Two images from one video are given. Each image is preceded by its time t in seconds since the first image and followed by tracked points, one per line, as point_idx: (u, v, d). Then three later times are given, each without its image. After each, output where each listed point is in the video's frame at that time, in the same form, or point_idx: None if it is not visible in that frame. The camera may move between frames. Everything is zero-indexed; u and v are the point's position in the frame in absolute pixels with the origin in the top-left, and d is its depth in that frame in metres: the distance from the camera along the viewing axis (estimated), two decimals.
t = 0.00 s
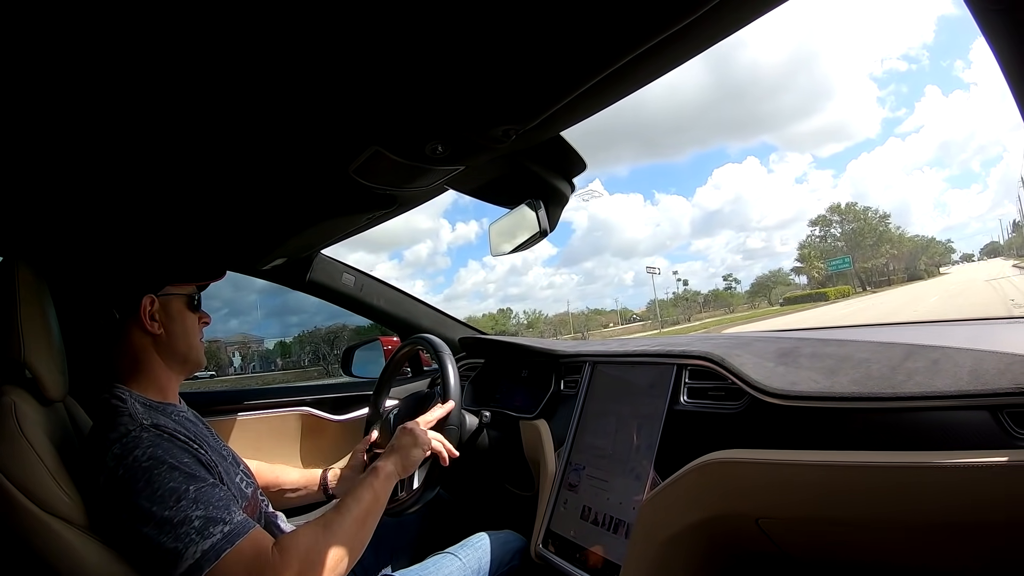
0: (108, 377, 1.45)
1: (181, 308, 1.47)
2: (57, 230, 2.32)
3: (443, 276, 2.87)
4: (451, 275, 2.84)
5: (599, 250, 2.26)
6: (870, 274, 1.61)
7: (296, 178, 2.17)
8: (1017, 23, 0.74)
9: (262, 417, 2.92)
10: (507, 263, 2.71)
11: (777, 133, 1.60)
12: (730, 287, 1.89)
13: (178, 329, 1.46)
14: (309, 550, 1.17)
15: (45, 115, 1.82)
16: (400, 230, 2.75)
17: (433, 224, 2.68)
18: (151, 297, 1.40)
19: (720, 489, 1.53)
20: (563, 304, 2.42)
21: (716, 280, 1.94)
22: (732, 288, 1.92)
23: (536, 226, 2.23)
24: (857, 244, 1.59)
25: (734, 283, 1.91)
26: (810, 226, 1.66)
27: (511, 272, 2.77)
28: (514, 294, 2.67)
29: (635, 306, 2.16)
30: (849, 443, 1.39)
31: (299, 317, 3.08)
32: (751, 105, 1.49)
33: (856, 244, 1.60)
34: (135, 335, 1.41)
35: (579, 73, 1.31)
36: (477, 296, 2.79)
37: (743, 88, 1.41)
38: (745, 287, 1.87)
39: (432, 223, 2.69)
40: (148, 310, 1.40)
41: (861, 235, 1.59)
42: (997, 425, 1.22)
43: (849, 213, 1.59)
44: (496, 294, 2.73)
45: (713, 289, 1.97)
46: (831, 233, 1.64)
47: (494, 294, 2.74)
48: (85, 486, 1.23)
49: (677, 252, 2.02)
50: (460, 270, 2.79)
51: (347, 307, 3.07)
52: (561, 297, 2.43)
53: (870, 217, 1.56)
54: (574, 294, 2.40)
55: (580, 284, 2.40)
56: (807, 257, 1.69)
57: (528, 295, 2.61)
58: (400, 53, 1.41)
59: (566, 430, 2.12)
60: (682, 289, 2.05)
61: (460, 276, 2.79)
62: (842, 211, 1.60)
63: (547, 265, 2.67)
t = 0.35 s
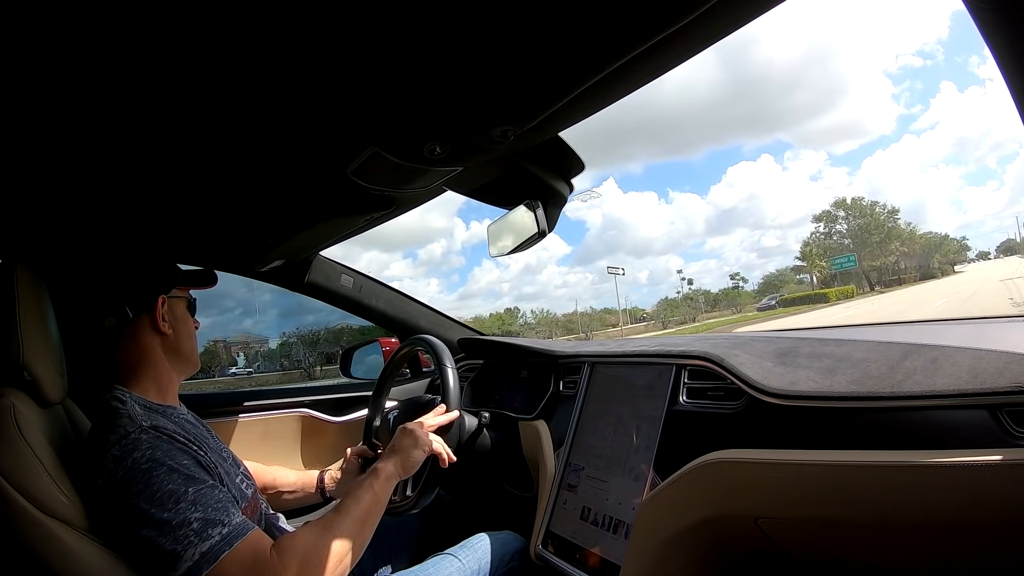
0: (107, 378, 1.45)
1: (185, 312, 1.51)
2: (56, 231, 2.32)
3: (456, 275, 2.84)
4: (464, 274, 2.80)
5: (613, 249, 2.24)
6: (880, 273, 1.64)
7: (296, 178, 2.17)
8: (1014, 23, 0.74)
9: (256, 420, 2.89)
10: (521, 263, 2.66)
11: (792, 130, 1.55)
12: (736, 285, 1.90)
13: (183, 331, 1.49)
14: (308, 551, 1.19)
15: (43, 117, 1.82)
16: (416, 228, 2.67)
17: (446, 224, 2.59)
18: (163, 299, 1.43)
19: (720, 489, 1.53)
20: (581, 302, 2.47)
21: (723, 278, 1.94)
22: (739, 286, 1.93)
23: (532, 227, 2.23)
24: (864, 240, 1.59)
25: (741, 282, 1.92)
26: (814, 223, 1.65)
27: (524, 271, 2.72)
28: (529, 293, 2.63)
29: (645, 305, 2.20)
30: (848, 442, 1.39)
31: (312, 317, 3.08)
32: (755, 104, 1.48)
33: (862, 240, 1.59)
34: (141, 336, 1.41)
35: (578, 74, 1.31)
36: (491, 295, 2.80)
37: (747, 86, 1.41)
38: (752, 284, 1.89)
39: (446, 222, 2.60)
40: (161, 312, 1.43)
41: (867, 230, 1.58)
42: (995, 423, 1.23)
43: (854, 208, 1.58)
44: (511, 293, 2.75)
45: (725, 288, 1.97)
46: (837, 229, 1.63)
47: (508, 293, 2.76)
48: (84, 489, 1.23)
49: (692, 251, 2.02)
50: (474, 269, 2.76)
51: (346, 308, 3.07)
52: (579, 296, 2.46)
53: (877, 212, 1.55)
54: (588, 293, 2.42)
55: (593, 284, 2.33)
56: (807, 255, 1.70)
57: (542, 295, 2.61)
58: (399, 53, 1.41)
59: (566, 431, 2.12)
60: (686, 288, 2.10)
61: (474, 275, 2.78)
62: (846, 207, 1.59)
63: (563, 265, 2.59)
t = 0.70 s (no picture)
0: (113, 379, 1.45)
1: (189, 311, 1.52)
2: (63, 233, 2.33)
3: (467, 273, 2.84)
4: (475, 273, 2.81)
5: (624, 247, 2.26)
6: (886, 273, 1.65)
7: (301, 178, 2.17)
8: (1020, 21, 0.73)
9: (261, 420, 2.92)
10: (532, 260, 2.58)
11: (803, 127, 1.56)
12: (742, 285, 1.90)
13: (190, 331, 1.50)
14: (314, 553, 1.19)
15: (50, 119, 1.83)
16: (425, 226, 2.63)
17: (455, 223, 2.58)
18: (168, 300, 1.45)
19: (724, 490, 1.53)
20: (594, 301, 2.42)
21: (728, 277, 1.93)
22: (744, 285, 1.94)
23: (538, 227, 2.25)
24: (868, 238, 1.58)
25: (745, 279, 1.91)
26: (816, 220, 1.64)
27: (535, 269, 2.63)
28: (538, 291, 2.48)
29: (652, 302, 2.18)
30: (853, 443, 1.38)
31: (323, 315, 3.08)
32: (765, 102, 1.48)
33: (866, 237, 1.58)
34: (148, 337, 1.42)
35: (582, 75, 1.31)
36: (501, 293, 2.79)
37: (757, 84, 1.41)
38: (759, 283, 1.91)
39: (456, 221, 2.59)
40: (166, 312, 1.44)
41: (871, 227, 1.57)
42: (1001, 425, 1.22)
43: (859, 204, 1.56)
44: (521, 292, 2.68)
45: (733, 288, 1.98)
46: (839, 226, 1.62)
47: (518, 292, 2.70)
48: (90, 488, 1.23)
49: (703, 250, 2.00)
50: (484, 268, 2.76)
51: (350, 308, 3.07)
52: (589, 296, 2.42)
53: (882, 210, 1.52)
54: (601, 291, 2.39)
55: (604, 282, 2.37)
56: (806, 255, 1.73)
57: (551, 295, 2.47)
58: (403, 54, 1.41)
59: (570, 432, 2.12)
60: (690, 287, 2.09)
61: (485, 274, 2.78)
62: (848, 202, 1.59)
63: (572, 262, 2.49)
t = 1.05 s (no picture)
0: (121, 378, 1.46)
1: (199, 311, 1.50)
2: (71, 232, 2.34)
3: (474, 272, 2.73)
4: (482, 271, 2.69)
5: (631, 246, 2.18)
6: (888, 273, 1.63)
7: (308, 177, 2.17)
8: None
9: (268, 419, 2.92)
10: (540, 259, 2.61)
11: (811, 127, 1.53)
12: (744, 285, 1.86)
13: (195, 330, 1.47)
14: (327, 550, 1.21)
15: (59, 119, 1.84)
16: (434, 225, 2.68)
17: (463, 221, 2.58)
18: (169, 299, 1.42)
19: (731, 491, 1.52)
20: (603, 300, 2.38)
21: (730, 276, 1.90)
22: (746, 284, 1.88)
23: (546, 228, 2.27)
24: (869, 235, 1.57)
25: (748, 279, 1.86)
26: (815, 216, 1.62)
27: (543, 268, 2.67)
28: (546, 290, 2.57)
29: (660, 299, 2.16)
30: (861, 445, 1.38)
31: (331, 313, 3.10)
32: (773, 100, 1.47)
33: (867, 235, 1.58)
34: (151, 336, 1.42)
35: (589, 74, 1.30)
36: (508, 293, 2.62)
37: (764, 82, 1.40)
38: (760, 282, 1.86)
39: (463, 220, 2.60)
40: (167, 312, 1.41)
41: (872, 224, 1.55)
42: (1009, 427, 1.21)
43: (860, 201, 1.53)
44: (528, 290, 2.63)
45: (735, 288, 1.94)
46: (839, 223, 1.61)
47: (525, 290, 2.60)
48: (98, 487, 1.24)
49: (710, 248, 1.98)
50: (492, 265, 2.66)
51: (357, 308, 3.09)
52: (596, 294, 2.38)
53: (883, 206, 1.51)
54: (608, 289, 2.34)
55: (611, 280, 2.30)
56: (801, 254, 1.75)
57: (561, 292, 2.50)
58: (409, 54, 1.41)
59: (576, 432, 2.12)
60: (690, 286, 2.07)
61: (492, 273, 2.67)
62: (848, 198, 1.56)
63: (580, 261, 2.51)
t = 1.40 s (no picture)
0: (127, 377, 1.46)
1: (176, 311, 1.45)
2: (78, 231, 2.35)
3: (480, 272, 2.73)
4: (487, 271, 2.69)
5: (637, 244, 2.18)
6: (891, 273, 1.65)
7: (313, 176, 2.18)
8: None
9: (273, 417, 2.97)
10: (545, 258, 2.61)
11: (815, 125, 1.54)
12: (746, 284, 1.85)
13: (167, 332, 1.43)
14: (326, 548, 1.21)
15: (66, 119, 1.85)
16: (438, 224, 2.68)
17: (468, 219, 2.59)
18: (136, 306, 1.40)
19: (736, 491, 1.52)
20: (607, 298, 2.38)
21: (730, 277, 1.91)
22: (747, 284, 1.88)
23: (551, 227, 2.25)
24: (869, 233, 1.59)
25: (749, 278, 1.86)
26: (814, 214, 1.65)
27: (549, 266, 2.67)
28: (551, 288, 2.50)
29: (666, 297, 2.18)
30: (867, 444, 1.38)
31: (337, 312, 3.09)
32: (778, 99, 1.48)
33: (867, 232, 1.60)
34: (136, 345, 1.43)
35: (593, 74, 1.30)
36: (514, 291, 2.70)
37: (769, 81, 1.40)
38: (761, 283, 1.86)
39: (469, 219, 2.60)
40: (135, 319, 1.40)
41: (871, 221, 1.58)
42: (1015, 426, 1.21)
43: (859, 197, 1.56)
44: (534, 289, 2.63)
45: (738, 288, 1.95)
46: (838, 221, 1.64)
47: (532, 289, 2.64)
48: (103, 485, 1.25)
49: (716, 247, 1.95)
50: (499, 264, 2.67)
51: (361, 307, 3.08)
52: (602, 292, 2.36)
53: (884, 204, 1.52)
54: (613, 288, 2.33)
55: (617, 279, 2.29)
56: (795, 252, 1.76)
57: (566, 291, 2.40)
58: (413, 53, 1.42)
59: (581, 431, 2.12)
60: (692, 287, 2.08)
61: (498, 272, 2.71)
62: (848, 197, 1.59)
63: (586, 260, 2.43)
